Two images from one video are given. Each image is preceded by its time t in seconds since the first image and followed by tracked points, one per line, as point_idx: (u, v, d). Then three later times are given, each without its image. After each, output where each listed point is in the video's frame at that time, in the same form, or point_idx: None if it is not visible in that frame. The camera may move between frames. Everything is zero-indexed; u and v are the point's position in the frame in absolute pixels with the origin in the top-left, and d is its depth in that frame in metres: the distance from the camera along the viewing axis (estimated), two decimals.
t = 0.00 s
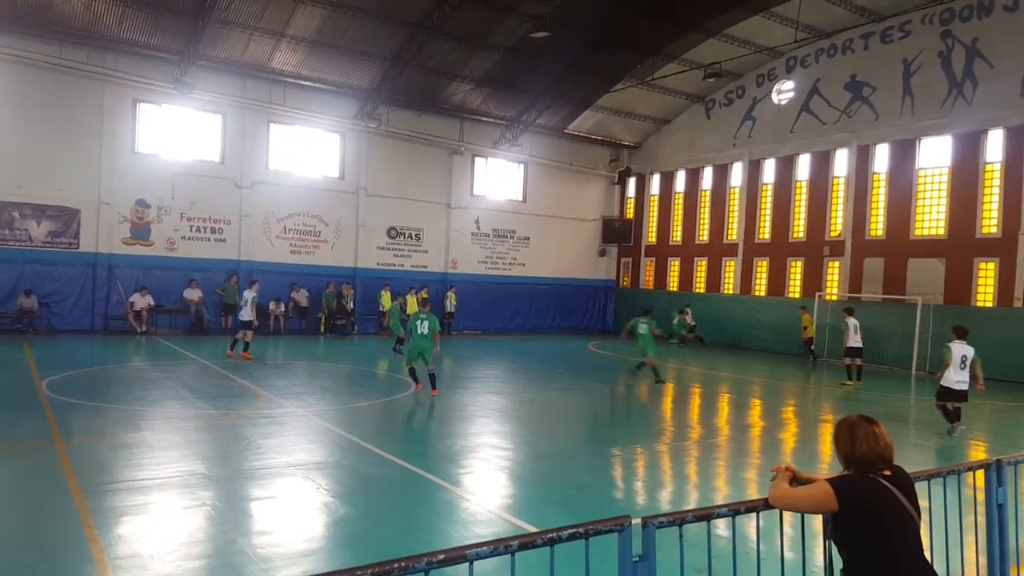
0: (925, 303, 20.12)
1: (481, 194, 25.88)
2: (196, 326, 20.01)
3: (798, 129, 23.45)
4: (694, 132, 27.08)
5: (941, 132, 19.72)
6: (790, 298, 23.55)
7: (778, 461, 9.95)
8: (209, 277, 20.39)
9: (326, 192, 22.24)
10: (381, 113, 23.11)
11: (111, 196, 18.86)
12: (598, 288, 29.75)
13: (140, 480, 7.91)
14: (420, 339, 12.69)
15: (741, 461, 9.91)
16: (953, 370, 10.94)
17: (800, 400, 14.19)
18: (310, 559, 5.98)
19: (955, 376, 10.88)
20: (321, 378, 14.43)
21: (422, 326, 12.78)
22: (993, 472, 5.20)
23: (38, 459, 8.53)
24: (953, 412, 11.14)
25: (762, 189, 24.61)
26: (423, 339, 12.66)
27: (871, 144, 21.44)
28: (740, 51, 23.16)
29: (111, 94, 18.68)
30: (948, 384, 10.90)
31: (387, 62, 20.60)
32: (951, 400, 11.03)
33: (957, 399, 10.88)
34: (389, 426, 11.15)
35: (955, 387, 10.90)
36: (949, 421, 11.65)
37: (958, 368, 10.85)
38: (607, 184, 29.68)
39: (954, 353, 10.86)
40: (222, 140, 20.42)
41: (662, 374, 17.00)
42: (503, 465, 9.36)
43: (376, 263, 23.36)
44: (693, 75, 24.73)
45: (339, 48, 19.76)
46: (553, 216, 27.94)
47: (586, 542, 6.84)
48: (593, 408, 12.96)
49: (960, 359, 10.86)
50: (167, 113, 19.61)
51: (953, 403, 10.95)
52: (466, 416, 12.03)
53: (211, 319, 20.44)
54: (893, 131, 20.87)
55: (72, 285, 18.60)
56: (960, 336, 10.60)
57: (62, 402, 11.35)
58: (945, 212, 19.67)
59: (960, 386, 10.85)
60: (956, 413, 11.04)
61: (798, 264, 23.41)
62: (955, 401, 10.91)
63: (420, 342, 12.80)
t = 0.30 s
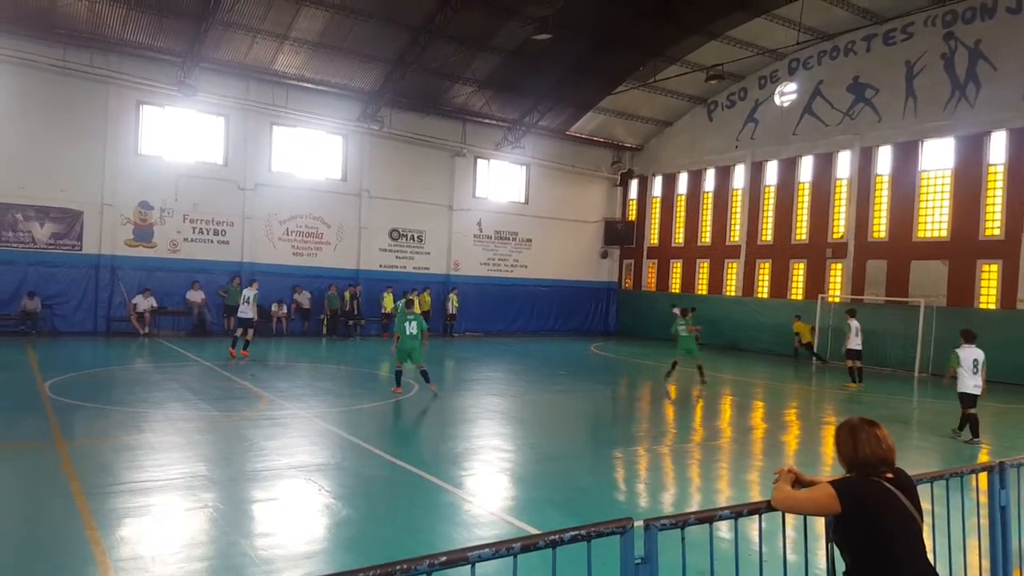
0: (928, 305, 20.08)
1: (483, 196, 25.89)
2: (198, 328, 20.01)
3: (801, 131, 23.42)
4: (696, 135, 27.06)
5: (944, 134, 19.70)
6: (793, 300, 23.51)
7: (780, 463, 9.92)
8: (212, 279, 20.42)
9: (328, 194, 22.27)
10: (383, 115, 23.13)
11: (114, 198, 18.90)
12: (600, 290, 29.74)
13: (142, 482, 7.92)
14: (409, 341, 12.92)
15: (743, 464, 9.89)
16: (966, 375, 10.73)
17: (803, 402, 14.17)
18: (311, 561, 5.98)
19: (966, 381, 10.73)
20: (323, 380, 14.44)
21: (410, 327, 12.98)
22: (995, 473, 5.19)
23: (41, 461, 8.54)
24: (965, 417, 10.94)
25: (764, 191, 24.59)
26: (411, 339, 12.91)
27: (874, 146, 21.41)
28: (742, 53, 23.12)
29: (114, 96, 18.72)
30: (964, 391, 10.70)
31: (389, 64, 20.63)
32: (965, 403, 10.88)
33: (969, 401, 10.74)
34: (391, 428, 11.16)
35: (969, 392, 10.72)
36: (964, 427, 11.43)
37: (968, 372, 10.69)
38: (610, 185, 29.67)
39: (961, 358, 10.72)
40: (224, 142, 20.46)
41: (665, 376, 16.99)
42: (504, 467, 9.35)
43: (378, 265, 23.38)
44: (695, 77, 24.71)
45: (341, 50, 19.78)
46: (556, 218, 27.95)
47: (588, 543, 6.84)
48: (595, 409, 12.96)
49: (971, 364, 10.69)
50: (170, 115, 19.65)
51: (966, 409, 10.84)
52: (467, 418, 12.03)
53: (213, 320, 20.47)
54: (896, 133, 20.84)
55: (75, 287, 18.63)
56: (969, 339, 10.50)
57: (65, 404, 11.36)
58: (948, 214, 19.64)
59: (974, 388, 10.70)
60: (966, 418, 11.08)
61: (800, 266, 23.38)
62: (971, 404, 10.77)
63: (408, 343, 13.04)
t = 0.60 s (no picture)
0: (924, 304, 20.16)
1: (481, 197, 25.88)
2: (195, 330, 19.95)
3: (798, 131, 23.50)
4: (693, 134, 27.11)
5: (940, 133, 19.80)
6: (790, 299, 23.58)
7: (779, 462, 9.96)
8: (209, 281, 20.37)
9: (326, 195, 22.24)
10: (380, 116, 23.11)
11: (110, 200, 18.83)
12: (598, 290, 29.76)
13: (140, 484, 7.89)
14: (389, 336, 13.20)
15: (741, 462, 9.92)
16: (968, 374, 10.76)
17: (800, 401, 14.22)
18: (310, 563, 5.97)
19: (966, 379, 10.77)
20: (321, 382, 14.43)
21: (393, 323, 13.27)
22: (992, 471, 5.22)
23: (39, 464, 8.50)
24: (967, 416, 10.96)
25: (761, 191, 24.65)
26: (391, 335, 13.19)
27: (870, 146, 21.48)
28: (739, 53, 23.20)
29: (110, 98, 18.66)
30: (967, 389, 10.73)
31: (386, 65, 20.63)
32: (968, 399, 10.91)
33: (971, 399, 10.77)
34: (390, 429, 11.15)
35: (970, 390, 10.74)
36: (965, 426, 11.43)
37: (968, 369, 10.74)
38: (608, 186, 29.70)
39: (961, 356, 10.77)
40: (221, 144, 20.41)
41: (663, 375, 17.02)
42: (503, 467, 9.35)
43: (376, 266, 23.35)
44: (692, 77, 24.76)
45: (338, 51, 19.76)
46: (553, 219, 27.96)
47: (586, 544, 6.85)
48: (594, 409, 12.99)
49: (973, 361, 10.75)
50: (166, 117, 19.58)
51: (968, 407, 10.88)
52: (466, 418, 12.03)
53: (210, 322, 20.42)
54: (892, 132, 20.93)
55: (71, 289, 18.55)
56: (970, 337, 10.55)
57: (62, 407, 11.31)
58: (944, 213, 19.72)
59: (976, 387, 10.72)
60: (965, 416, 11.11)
61: (797, 265, 23.45)
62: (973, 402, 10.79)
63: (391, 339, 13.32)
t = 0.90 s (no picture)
0: (914, 299, 20.41)
1: (475, 195, 25.85)
2: (187, 331, 19.81)
3: (789, 128, 23.63)
4: (685, 132, 27.19)
5: (930, 130, 19.99)
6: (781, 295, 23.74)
7: (772, 457, 10.03)
8: (200, 282, 20.21)
9: (318, 194, 22.14)
10: (372, 114, 23.03)
11: (99, 201, 18.64)
12: (592, 288, 29.80)
13: (132, 488, 7.83)
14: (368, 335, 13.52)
15: (735, 458, 10.00)
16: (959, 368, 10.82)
17: (793, 396, 14.33)
18: (304, 564, 5.95)
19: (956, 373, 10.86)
20: (315, 382, 14.37)
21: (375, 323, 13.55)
22: (980, 464, 5.26)
23: (32, 468, 8.41)
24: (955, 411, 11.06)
25: (753, 187, 24.78)
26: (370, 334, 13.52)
27: (861, 142, 21.64)
28: (731, 51, 23.31)
29: (97, 97, 18.45)
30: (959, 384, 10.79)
31: (378, 64, 20.58)
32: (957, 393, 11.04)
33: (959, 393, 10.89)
34: (384, 429, 11.13)
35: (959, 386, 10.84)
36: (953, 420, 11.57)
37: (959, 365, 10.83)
38: (602, 183, 29.70)
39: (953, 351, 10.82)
40: (211, 143, 20.25)
41: (656, 372, 17.09)
42: (499, 466, 9.36)
43: (370, 265, 23.28)
44: (685, 75, 24.81)
45: (330, 49, 19.66)
46: (547, 217, 27.96)
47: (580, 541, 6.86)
48: (589, 407, 13.03)
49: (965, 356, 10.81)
50: (155, 116, 19.40)
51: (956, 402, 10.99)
52: (461, 417, 12.03)
53: (202, 323, 20.27)
54: (882, 129, 21.09)
55: (59, 291, 18.35)
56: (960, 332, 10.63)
57: (54, 410, 11.20)
58: (933, 208, 19.91)
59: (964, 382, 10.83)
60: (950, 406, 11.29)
61: (790, 261, 23.59)
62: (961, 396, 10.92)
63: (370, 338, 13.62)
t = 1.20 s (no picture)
0: (892, 297, 20.67)
1: (459, 192, 25.76)
2: (166, 327, 19.56)
3: (770, 128, 23.86)
4: (669, 130, 27.34)
5: (907, 131, 20.30)
6: (762, 293, 23.95)
7: (752, 453, 10.13)
8: (180, 277, 19.98)
9: (300, 190, 21.95)
10: (355, 110, 22.87)
11: (75, 195, 18.33)
12: (577, 286, 29.87)
13: (109, 486, 7.72)
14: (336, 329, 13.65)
15: (717, 454, 10.08)
16: (932, 366, 11.00)
17: (774, 393, 14.47)
18: (285, 563, 5.91)
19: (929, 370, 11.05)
20: (297, 379, 14.26)
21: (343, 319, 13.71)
22: (956, 460, 5.34)
23: (6, 466, 8.27)
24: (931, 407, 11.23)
25: (735, 186, 24.98)
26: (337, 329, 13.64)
27: (840, 142, 21.91)
28: (714, 50, 23.49)
29: (75, 89, 18.14)
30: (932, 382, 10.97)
31: (361, 59, 20.47)
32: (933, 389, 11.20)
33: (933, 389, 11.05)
34: (366, 426, 11.07)
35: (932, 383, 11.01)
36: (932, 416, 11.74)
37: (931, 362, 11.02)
38: (585, 181, 29.65)
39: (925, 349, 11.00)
40: (192, 137, 20.00)
41: (639, 369, 17.17)
42: (482, 463, 9.35)
43: (353, 261, 23.14)
44: (667, 73, 24.95)
45: (313, 44, 19.51)
46: (532, 214, 27.95)
47: (561, 538, 6.89)
48: (574, 403, 13.07)
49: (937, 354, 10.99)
50: (135, 109, 19.11)
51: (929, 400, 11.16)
52: (445, 415, 12.01)
53: (182, 319, 20.02)
54: (862, 129, 21.36)
55: (34, 286, 18.03)
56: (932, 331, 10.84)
57: (29, 407, 11.02)
58: (911, 208, 20.24)
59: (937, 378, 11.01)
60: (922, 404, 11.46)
61: (770, 260, 23.82)
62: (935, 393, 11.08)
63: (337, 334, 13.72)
